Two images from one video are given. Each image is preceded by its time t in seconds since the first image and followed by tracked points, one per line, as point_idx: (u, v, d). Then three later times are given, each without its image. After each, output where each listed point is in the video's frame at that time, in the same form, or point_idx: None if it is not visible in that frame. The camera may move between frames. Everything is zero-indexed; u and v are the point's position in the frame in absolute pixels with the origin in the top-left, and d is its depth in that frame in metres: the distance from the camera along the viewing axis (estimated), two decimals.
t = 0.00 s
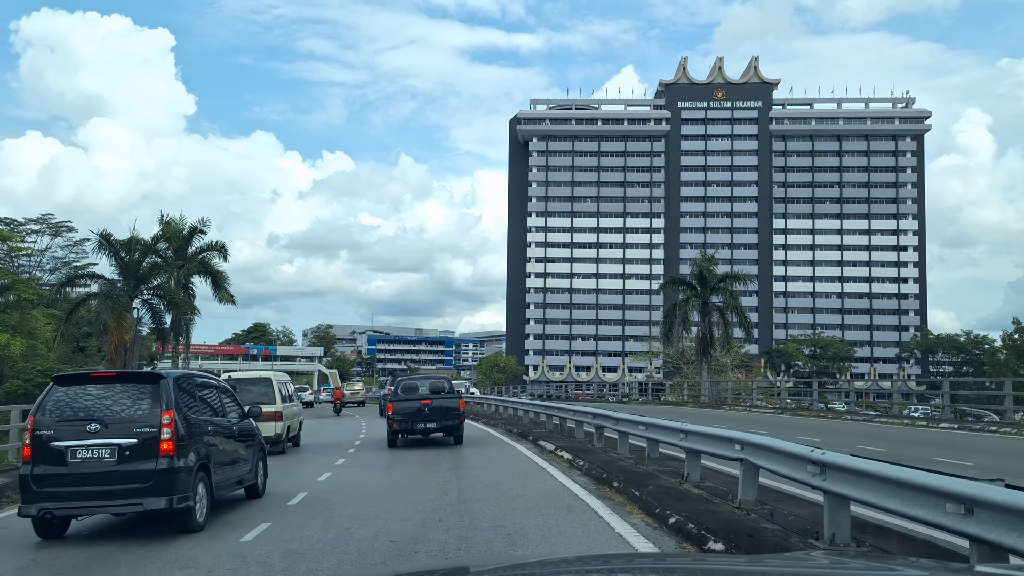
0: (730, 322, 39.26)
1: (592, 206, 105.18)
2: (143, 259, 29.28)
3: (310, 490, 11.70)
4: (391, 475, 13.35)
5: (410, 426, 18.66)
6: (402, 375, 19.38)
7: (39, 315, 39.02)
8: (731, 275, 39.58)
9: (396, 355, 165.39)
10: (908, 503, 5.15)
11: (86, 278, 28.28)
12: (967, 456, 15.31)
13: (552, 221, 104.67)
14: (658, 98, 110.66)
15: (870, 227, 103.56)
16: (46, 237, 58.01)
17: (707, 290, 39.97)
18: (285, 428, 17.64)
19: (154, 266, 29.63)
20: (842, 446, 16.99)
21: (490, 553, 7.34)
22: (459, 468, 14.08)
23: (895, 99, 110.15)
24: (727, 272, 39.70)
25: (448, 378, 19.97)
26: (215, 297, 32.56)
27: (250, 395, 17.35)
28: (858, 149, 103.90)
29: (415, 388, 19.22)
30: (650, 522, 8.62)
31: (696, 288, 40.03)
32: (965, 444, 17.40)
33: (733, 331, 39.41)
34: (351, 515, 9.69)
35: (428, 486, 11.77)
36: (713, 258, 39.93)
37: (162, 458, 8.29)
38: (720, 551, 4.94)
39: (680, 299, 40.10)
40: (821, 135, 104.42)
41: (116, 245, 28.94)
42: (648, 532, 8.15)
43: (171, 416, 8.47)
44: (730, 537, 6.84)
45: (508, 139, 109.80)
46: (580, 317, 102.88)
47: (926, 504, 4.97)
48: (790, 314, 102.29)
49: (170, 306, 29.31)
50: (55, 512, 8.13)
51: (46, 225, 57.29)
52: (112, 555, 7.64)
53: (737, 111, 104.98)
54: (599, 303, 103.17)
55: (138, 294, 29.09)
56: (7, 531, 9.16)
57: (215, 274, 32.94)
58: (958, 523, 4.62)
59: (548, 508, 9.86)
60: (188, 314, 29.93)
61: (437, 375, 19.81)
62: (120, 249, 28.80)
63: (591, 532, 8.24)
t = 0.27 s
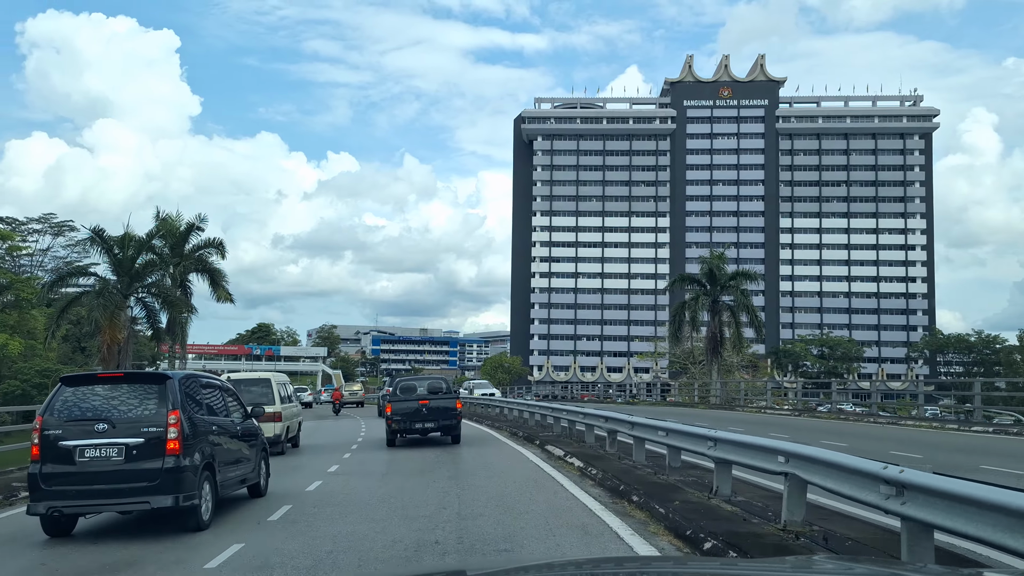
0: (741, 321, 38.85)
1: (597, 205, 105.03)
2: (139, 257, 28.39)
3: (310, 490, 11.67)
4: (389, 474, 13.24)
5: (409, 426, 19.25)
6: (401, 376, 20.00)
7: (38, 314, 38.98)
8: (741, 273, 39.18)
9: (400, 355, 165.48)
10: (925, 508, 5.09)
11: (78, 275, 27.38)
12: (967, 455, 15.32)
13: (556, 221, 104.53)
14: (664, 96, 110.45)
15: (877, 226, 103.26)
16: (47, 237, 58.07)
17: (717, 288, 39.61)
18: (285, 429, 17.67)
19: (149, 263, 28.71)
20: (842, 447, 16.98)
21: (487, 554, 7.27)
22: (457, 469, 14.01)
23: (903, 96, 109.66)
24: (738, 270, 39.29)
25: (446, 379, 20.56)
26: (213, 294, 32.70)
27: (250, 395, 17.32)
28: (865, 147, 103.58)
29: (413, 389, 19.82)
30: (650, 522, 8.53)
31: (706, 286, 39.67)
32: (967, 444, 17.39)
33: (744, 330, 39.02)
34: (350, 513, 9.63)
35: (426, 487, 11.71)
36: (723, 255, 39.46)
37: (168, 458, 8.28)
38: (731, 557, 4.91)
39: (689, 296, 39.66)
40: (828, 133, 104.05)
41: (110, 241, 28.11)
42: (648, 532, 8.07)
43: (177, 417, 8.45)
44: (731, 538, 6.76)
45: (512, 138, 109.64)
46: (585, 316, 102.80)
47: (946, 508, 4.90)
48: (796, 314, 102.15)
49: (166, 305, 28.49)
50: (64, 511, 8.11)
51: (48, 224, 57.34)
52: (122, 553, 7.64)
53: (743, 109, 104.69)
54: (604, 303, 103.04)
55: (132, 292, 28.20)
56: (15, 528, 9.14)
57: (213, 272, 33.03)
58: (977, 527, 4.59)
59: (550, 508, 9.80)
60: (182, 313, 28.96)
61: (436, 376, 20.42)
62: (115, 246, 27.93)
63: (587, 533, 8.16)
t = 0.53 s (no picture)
0: (753, 321, 38.39)
1: (601, 204, 104.89)
2: (132, 253, 27.82)
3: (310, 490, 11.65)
4: (386, 476, 13.18)
5: (407, 425, 19.66)
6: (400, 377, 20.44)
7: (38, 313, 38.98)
8: (753, 271, 38.70)
9: (404, 356, 165.55)
10: (928, 511, 5.06)
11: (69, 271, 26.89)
12: (970, 458, 15.26)
13: (561, 220, 104.45)
14: (669, 94, 110.39)
15: (885, 225, 103.02)
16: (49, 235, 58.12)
17: (728, 286, 39.10)
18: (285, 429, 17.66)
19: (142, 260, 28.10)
20: (843, 449, 16.93)
21: (485, 556, 7.26)
22: (456, 469, 13.96)
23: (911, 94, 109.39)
24: (749, 268, 38.80)
25: (444, 380, 20.99)
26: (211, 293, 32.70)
27: (250, 395, 17.33)
28: (873, 145, 103.42)
29: (412, 389, 20.25)
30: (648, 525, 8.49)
31: (716, 284, 39.17)
32: (971, 447, 17.33)
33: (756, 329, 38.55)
34: (347, 514, 9.61)
35: (424, 487, 11.68)
36: (735, 253, 38.83)
37: (172, 458, 8.26)
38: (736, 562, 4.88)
39: (699, 295, 39.10)
40: (835, 131, 103.83)
41: (102, 237, 27.55)
42: (646, 535, 8.01)
43: (181, 417, 8.44)
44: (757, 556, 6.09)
45: (517, 137, 109.61)
46: (590, 316, 102.69)
47: (951, 511, 4.87)
48: (803, 313, 102.02)
49: (159, 303, 27.96)
50: (69, 510, 8.08)
51: (50, 224, 57.40)
52: (126, 553, 7.62)
53: (749, 107, 104.58)
54: (610, 303, 102.91)
55: (124, 289, 27.67)
56: (18, 528, 9.12)
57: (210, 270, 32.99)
58: (978, 529, 4.58)
59: (549, 509, 9.78)
60: (176, 310, 28.29)
61: (434, 377, 20.86)
62: (106, 242, 27.39)
63: (584, 536, 8.13)
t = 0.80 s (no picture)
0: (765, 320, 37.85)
1: (606, 203, 104.70)
2: (125, 250, 26.88)
3: (310, 491, 11.63)
4: (385, 478, 12.86)
5: (406, 425, 20.04)
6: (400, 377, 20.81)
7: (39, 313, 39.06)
8: (763, 269, 38.12)
9: (409, 356, 165.64)
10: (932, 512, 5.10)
11: (61, 269, 26.03)
12: (969, 458, 15.29)
13: (566, 219, 104.34)
14: (675, 92, 110.23)
15: (893, 224, 102.74)
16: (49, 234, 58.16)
17: (739, 283, 38.54)
18: (284, 430, 17.66)
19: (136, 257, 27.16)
20: (842, 450, 16.96)
21: (485, 554, 7.32)
22: (455, 470, 13.99)
23: (919, 91, 109.04)
24: (760, 266, 38.21)
25: (442, 381, 21.39)
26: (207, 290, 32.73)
27: (249, 396, 17.38)
28: (881, 144, 103.11)
29: (411, 390, 20.63)
30: (648, 526, 8.52)
31: (727, 282, 38.60)
32: (972, 447, 17.33)
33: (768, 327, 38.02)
34: (349, 514, 9.63)
35: (424, 488, 11.71)
36: (746, 250, 38.21)
37: (174, 458, 8.23)
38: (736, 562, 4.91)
39: (710, 294, 38.46)
40: (843, 129, 103.45)
41: (94, 232, 26.64)
42: (645, 536, 8.04)
43: (183, 417, 8.41)
44: None
45: (521, 135, 109.58)
46: (595, 316, 102.66)
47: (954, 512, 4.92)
48: (810, 313, 101.89)
49: (154, 301, 27.02)
50: (71, 510, 8.06)
51: (51, 222, 57.52)
52: (128, 552, 7.64)
53: (756, 105, 104.33)
54: (615, 302, 102.84)
55: (118, 288, 26.71)
56: (19, 527, 9.12)
57: (206, 267, 33.12)
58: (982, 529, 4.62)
59: (550, 510, 9.82)
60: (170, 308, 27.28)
61: (432, 378, 21.26)
62: (99, 238, 26.48)
63: (584, 535, 8.16)
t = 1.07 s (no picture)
0: (778, 318, 37.03)
1: (612, 202, 104.61)
2: (117, 246, 25.54)
3: (310, 492, 11.64)
4: (385, 482, 12.52)
5: (405, 424, 20.73)
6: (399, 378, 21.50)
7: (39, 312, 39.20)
8: (776, 265, 37.15)
9: (413, 355, 165.81)
10: (951, 519, 5.13)
11: (48, 264, 24.68)
12: (967, 459, 15.31)
13: (571, 217, 104.22)
14: (681, 90, 110.08)
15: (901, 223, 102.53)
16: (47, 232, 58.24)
17: (751, 280, 37.63)
18: (282, 430, 17.68)
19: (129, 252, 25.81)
20: (839, 450, 16.97)
21: (481, 556, 7.24)
22: (453, 471, 13.99)
23: (928, 89, 108.73)
24: (772, 262, 37.25)
25: (440, 382, 22.07)
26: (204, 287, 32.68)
27: (247, 396, 17.40)
28: (888, 141, 102.85)
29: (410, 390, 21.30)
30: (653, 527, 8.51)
31: (739, 280, 37.74)
32: (971, 448, 17.35)
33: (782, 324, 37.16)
34: (351, 515, 9.62)
35: (423, 489, 11.71)
36: (757, 246, 37.30)
37: (173, 458, 8.21)
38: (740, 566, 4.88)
39: (721, 291, 37.62)
40: (851, 127, 103.20)
41: (84, 227, 25.29)
42: (648, 537, 8.02)
43: (181, 417, 8.39)
44: None
45: (526, 133, 109.51)
46: (600, 315, 102.65)
47: (974, 520, 4.94)
48: (817, 312, 101.73)
49: (148, 300, 25.61)
50: (69, 511, 8.03)
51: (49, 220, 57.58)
52: (126, 552, 7.63)
53: (762, 103, 104.04)
54: (620, 301, 102.84)
55: (108, 286, 25.24)
56: (17, 528, 9.11)
57: (204, 265, 32.86)
58: (1004, 537, 4.65)
59: (555, 510, 9.82)
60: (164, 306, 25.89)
61: (430, 379, 21.94)
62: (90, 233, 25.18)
63: (585, 536, 8.15)
